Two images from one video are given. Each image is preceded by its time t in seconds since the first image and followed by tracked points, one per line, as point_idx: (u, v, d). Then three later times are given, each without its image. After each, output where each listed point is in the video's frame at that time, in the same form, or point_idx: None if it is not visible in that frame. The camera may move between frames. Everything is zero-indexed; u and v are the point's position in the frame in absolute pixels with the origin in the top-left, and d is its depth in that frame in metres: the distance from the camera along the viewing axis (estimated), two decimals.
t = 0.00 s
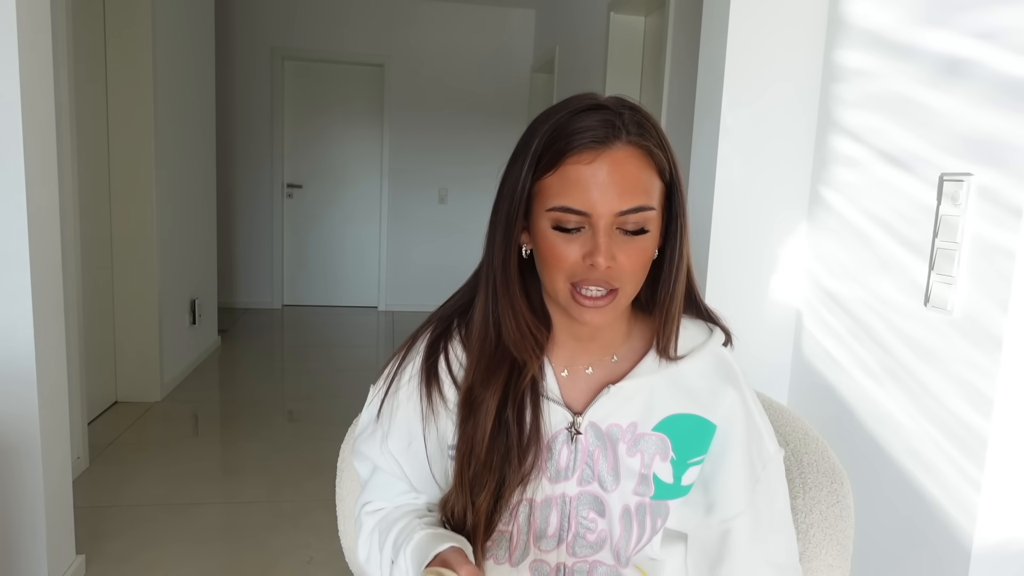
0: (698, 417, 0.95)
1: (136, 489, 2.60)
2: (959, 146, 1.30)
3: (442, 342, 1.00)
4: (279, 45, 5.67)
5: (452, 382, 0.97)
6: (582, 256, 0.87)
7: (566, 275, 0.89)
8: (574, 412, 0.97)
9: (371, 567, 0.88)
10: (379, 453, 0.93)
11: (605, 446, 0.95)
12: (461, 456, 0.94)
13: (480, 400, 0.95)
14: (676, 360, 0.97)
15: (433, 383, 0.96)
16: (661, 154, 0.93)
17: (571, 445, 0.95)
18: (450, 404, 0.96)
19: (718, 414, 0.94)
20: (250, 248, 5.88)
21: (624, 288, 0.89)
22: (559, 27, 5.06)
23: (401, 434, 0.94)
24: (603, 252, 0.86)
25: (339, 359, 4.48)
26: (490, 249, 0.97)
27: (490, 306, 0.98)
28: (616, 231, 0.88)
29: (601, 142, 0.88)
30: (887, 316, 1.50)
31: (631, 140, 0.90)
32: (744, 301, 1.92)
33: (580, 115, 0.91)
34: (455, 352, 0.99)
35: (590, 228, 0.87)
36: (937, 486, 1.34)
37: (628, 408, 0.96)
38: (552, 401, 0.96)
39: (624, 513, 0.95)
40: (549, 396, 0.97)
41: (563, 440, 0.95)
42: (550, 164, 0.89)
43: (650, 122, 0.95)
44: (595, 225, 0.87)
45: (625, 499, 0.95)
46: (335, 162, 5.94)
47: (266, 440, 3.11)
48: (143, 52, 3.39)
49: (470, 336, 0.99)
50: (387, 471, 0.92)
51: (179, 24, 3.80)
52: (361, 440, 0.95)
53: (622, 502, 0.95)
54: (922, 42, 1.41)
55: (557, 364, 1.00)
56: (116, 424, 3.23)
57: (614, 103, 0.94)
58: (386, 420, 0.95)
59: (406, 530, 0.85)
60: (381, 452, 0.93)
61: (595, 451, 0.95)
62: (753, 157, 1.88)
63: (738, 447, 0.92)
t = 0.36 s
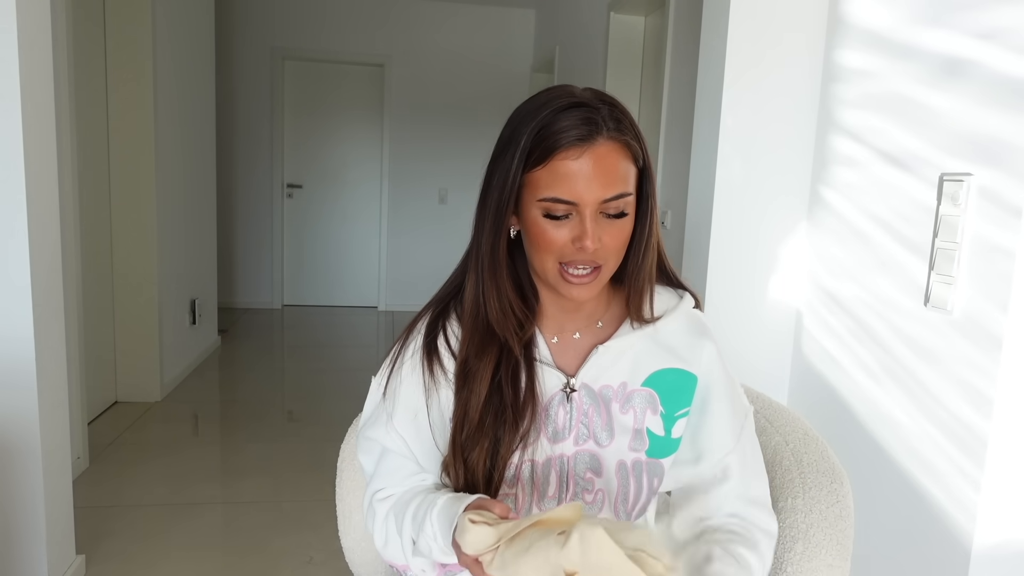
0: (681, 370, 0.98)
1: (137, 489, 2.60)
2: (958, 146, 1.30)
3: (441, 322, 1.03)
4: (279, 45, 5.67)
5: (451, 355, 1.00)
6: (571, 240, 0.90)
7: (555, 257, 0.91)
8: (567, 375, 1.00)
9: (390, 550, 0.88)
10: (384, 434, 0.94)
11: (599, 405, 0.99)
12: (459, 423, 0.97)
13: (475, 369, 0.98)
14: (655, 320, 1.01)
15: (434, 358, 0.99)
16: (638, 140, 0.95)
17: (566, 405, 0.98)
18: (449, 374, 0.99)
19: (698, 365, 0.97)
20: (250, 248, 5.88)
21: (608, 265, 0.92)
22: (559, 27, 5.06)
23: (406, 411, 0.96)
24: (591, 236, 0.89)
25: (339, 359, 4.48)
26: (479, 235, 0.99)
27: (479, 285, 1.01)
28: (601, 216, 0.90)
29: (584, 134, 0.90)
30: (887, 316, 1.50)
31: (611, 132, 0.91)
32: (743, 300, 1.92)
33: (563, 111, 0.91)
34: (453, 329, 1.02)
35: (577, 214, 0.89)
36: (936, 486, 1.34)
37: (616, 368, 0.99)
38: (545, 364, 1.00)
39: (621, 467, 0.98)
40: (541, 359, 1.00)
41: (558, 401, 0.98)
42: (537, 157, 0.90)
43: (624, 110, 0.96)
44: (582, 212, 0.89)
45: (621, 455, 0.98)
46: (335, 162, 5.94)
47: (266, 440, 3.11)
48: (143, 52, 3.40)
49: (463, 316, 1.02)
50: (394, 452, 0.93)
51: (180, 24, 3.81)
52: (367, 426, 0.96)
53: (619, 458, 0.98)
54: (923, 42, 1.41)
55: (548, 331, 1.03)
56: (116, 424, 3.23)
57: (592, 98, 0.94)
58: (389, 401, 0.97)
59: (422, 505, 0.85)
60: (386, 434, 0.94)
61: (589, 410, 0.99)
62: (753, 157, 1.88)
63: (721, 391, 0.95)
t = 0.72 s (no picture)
0: (658, 356, 1.00)
1: (137, 489, 2.60)
2: (958, 146, 1.30)
3: (431, 305, 1.08)
4: (279, 45, 5.67)
5: (439, 335, 1.05)
6: (552, 231, 0.93)
7: (538, 247, 0.94)
8: (547, 357, 1.04)
9: (383, 523, 0.92)
10: (381, 413, 1.00)
11: (577, 387, 1.02)
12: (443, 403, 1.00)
13: (459, 352, 1.01)
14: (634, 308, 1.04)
15: (423, 339, 1.04)
16: (617, 139, 0.99)
17: (546, 385, 1.02)
18: (436, 350, 1.04)
19: (674, 352, 1.00)
20: (250, 248, 5.88)
21: (589, 255, 0.96)
22: (559, 27, 5.06)
23: (400, 391, 1.02)
24: (571, 227, 0.92)
25: (339, 359, 4.48)
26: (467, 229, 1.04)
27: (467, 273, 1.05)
28: (581, 209, 0.93)
29: (564, 131, 0.93)
30: (887, 315, 1.50)
31: (590, 130, 0.95)
32: (743, 300, 1.93)
33: (545, 110, 0.95)
34: (443, 313, 1.08)
35: (558, 207, 0.93)
36: (936, 486, 1.34)
37: (595, 353, 1.03)
38: (526, 347, 1.03)
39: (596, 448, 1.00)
40: (524, 343, 1.04)
41: (540, 381, 1.02)
42: (520, 152, 0.94)
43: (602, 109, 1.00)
44: (563, 205, 0.92)
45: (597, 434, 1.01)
46: (335, 161, 5.94)
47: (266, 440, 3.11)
48: (143, 51, 3.39)
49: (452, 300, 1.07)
50: (389, 431, 0.99)
51: (180, 24, 3.81)
52: (364, 406, 1.02)
53: (595, 438, 1.01)
54: (922, 42, 1.41)
55: (532, 317, 1.07)
56: (116, 424, 3.23)
57: (572, 98, 0.98)
58: (384, 381, 1.03)
59: (419, 474, 0.91)
60: (383, 412, 1.00)
61: (568, 391, 1.02)
62: (752, 156, 1.88)
63: (696, 373, 0.97)
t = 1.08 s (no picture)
0: (648, 345, 1.01)
1: (137, 489, 2.60)
2: (958, 146, 1.30)
3: (430, 295, 1.10)
4: (279, 45, 5.67)
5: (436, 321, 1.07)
6: (536, 230, 0.93)
7: (524, 247, 0.94)
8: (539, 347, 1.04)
9: (382, 481, 0.87)
10: (383, 386, 0.99)
11: (569, 374, 1.02)
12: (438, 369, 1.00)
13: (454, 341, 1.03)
14: (623, 300, 1.05)
15: (422, 322, 1.06)
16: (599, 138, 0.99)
17: (538, 372, 1.02)
18: (433, 331, 1.05)
19: (664, 341, 1.00)
20: (249, 248, 5.88)
21: (573, 254, 0.96)
22: (559, 27, 5.06)
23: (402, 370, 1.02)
24: (553, 226, 0.92)
25: (339, 359, 4.48)
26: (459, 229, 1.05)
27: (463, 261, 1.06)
28: (563, 207, 0.94)
29: (546, 133, 0.94)
30: (887, 316, 1.50)
31: (570, 132, 0.96)
32: (742, 299, 1.93)
33: (529, 114, 0.96)
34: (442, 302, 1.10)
35: (540, 206, 0.93)
36: (936, 486, 1.34)
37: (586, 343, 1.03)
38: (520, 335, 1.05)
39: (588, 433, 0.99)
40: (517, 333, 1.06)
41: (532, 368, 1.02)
42: (504, 154, 0.95)
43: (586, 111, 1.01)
44: (544, 204, 0.92)
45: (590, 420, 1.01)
46: (335, 161, 5.93)
47: (267, 440, 3.11)
48: (143, 51, 3.39)
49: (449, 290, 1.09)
50: (399, 407, 0.98)
51: (180, 24, 3.81)
52: (366, 382, 1.00)
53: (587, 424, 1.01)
54: (923, 42, 1.41)
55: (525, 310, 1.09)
56: (116, 424, 3.23)
57: (556, 101, 0.99)
58: (388, 361, 1.02)
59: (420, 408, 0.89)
60: (385, 388, 0.99)
61: (561, 378, 1.02)
62: (752, 156, 1.88)
63: (687, 359, 0.99)
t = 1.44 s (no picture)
0: (644, 339, 1.02)
1: (137, 489, 2.60)
2: (958, 146, 1.30)
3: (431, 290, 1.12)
4: (278, 45, 5.67)
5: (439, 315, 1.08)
6: (523, 233, 0.95)
7: (511, 249, 0.97)
8: (539, 341, 1.06)
9: (426, 447, 0.90)
10: (400, 375, 1.01)
11: (569, 368, 1.03)
12: (450, 355, 1.02)
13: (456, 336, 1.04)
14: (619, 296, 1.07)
15: (427, 314, 1.07)
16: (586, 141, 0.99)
17: (540, 366, 1.03)
18: (438, 323, 1.08)
19: (661, 335, 1.02)
20: (249, 248, 5.88)
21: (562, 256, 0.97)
22: (559, 27, 5.06)
23: (414, 361, 1.04)
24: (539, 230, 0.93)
25: (339, 359, 4.48)
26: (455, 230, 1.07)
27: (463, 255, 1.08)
28: (550, 211, 0.95)
29: (531, 139, 0.94)
30: (887, 316, 1.50)
31: (554, 137, 0.96)
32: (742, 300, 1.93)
33: (516, 119, 0.97)
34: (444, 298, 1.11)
35: (526, 210, 0.94)
36: (936, 486, 1.34)
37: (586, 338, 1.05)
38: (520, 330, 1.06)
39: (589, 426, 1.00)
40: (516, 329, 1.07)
41: (534, 361, 1.03)
42: (492, 160, 0.96)
43: (577, 113, 1.01)
44: (529, 209, 0.94)
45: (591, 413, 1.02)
46: (335, 162, 5.93)
47: (267, 440, 3.11)
48: (143, 50, 3.40)
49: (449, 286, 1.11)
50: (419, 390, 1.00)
51: (180, 23, 3.81)
52: (380, 373, 1.01)
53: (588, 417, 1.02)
54: (923, 42, 1.41)
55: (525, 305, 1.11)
56: (116, 424, 3.23)
57: (545, 105, 0.99)
58: (400, 352, 1.04)
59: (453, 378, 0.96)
60: (399, 377, 1.01)
61: (561, 372, 1.03)
62: (752, 155, 1.88)
63: (684, 352, 1.00)
